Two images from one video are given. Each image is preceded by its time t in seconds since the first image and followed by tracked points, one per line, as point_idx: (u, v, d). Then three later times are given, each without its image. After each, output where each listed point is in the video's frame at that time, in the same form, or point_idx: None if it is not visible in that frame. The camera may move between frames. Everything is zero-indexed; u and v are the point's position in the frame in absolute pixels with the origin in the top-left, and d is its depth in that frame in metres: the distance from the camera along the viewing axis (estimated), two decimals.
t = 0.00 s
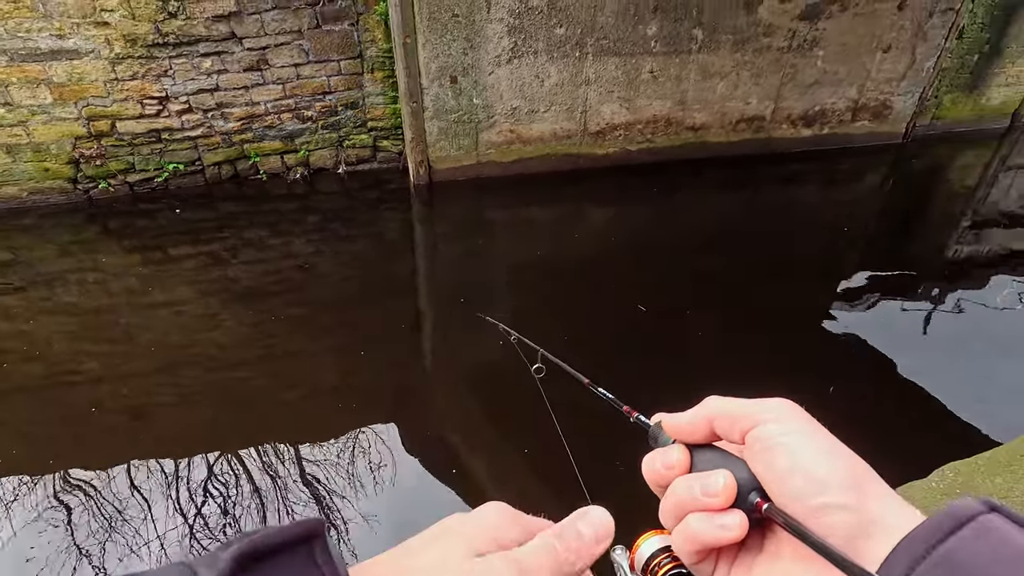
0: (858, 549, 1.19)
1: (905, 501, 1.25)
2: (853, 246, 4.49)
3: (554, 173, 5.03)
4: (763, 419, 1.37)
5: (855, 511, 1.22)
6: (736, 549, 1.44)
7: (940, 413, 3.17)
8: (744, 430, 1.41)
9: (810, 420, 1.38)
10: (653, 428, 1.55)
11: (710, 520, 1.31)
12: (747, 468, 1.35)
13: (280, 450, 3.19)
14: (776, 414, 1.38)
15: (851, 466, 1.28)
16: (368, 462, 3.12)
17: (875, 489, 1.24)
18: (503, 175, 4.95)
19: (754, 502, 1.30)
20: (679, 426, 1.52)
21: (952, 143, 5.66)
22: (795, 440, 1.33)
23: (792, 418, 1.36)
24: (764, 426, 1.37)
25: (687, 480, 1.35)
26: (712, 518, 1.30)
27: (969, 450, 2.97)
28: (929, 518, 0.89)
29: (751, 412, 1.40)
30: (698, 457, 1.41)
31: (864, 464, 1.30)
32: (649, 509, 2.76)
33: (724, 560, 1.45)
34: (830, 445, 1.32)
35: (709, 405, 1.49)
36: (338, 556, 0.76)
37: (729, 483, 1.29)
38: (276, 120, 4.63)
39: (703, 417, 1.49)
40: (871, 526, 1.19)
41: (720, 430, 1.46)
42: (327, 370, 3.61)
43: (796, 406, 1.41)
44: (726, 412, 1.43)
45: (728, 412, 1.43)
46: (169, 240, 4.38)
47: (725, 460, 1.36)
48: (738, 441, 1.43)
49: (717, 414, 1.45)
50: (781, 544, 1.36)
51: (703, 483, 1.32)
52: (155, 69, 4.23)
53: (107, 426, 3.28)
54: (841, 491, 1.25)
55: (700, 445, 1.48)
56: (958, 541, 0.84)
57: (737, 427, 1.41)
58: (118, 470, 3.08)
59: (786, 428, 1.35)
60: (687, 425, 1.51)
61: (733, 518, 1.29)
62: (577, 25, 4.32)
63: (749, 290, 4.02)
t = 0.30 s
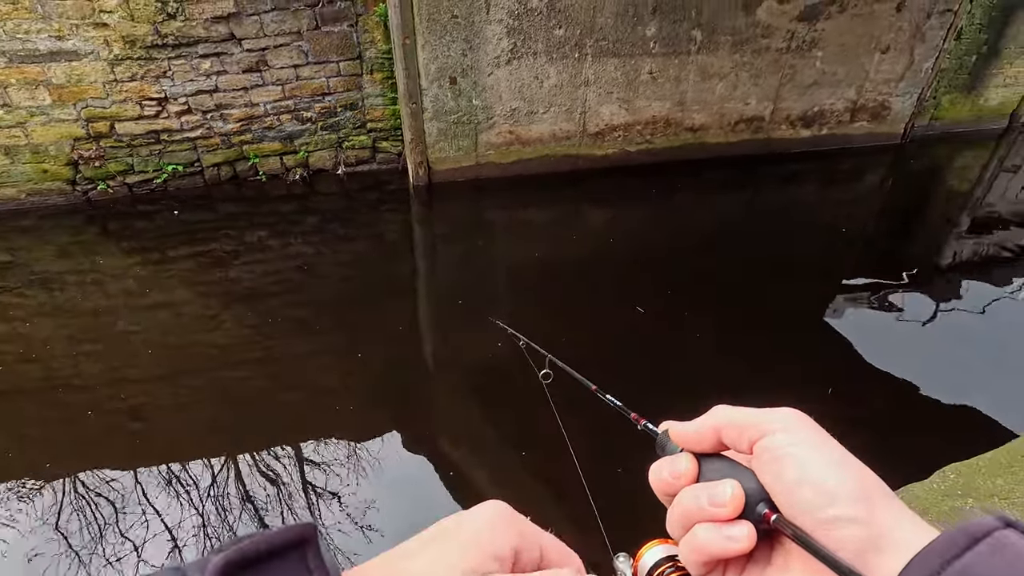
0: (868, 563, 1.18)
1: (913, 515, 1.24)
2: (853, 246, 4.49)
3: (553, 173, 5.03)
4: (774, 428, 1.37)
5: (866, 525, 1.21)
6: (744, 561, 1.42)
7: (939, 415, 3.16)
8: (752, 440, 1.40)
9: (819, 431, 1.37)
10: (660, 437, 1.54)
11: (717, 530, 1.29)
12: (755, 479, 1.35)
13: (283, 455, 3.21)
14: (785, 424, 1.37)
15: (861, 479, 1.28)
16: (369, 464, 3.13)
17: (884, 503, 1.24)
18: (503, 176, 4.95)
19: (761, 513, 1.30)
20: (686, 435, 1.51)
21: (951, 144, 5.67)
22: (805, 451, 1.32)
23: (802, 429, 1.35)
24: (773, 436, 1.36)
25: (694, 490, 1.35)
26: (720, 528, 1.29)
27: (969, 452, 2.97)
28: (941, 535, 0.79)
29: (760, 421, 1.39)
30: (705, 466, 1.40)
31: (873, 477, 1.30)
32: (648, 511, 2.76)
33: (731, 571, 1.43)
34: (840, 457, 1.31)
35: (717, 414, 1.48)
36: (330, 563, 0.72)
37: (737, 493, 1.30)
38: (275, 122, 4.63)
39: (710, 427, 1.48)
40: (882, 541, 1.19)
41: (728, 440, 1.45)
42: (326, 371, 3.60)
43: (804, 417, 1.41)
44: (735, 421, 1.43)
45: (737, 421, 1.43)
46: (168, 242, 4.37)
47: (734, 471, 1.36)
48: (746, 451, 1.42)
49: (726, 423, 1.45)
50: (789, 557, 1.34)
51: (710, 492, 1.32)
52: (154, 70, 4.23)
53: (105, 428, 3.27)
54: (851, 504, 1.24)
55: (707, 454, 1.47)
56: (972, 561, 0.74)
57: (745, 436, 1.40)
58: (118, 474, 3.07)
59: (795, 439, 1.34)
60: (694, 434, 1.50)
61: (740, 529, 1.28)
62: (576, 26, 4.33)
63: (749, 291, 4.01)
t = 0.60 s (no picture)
0: (876, 565, 1.20)
1: (924, 512, 1.23)
2: (856, 248, 4.49)
3: (555, 174, 5.03)
4: (782, 430, 1.35)
5: (873, 527, 1.21)
6: (751, 559, 1.43)
7: (943, 416, 3.15)
8: (762, 440, 1.39)
9: (827, 430, 1.35)
10: (672, 437, 1.54)
11: (722, 529, 1.29)
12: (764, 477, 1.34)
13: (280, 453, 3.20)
14: (793, 425, 1.35)
15: (870, 479, 1.26)
16: (370, 464, 3.13)
17: (894, 502, 1.23)
18: (505, 177, 4.95)
19: (768, 514, 1.28)
20: (697, 435, 1.50)
21: (953, 145, 5.67)
22: (813, 453, 1.30)
23: (810, 430, 1.33)
24: (781, 437, 1.35)
25: (703, 486, 1.33)
26: (725, 526, 1.29)
27: (973, 453, 2.96)
28: (954, 538, 0.80)
29: (768, 423, 1.37)
30: (716, 465, 1.40)
31: (883, 475, 1.28)
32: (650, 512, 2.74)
33: (738, 569, 1.44)
34: (849, 457, 1.30)
35: (728, 414, 1.47)
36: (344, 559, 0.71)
37: (745, 492, 1.28)
38: (278, 122, 4.64)
39: (722, 427, 1.47)
40: (890, 543, 1.19)
41: (739, 440, 1.45)
42: (328, 371, 3.60)
43: (815, 416, 1.39)
44: (745, 423, 1.42)
45: (747, 422, 1.42)
46: (171, 242, 4.38)
47: (744, 469, 1.35)
48: (757, 452, 1.42)
49: (737, 423, 1.44)
50: (797, 557, 1.35)
51: (719, 489, 1.30)
52: (158, 71, 4.23)
53: (107, 427, 3.27)
54: (859, 506, 1.24)
55: (717, 454, 1.47)
56: (985, 566, 0.75)
57: (754, 437, 1.40)
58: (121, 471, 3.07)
59: (805, 440, 1.32)
60: (705, 434, 1.49)
61: (747, 527, 1.28)
62: (579, 27, 4.32)
63: (751, 292, 4.01)
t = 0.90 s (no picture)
0: (858, 560, 1.18)
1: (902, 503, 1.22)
2: (861, 250, 4.47)
3: (560, 175, 5.03)
4: (753, 426, 1.36)
5: (851, 520, 1.20)
6: (728, 560, 1.42)
7: (944, 421, 3.14)
8: (734, 437, 1.39)
9: (800, 424, 1.36)
10: (642, 433, 1.56)
11: (700, 531, 1.29)
12: (737, 474, 1.34)
13: (286, 453, 3.21)
14: (763, 420, 1.36)
15: (844, 471, 1.25)
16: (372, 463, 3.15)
17: (870, 493, 1.22)
18: (510, 178, 4.95)
19: (744, 511, 1.28)
20: (667, 435, 1.50)
21: (960, 147, 5.64)
22: (786, 448, 1.30)
23: (782, 425, 1.34)
24: (753, 433, 1.35)
25: (680, 488, 1.33)
26: (703, 528, 1.29)
27: (977, 459, 2.95)
28: (926, 528, 0.79)
29: (738, 419, 1.38)
30: (691, 464, 1.40)
31: (858, 467, 1.27)
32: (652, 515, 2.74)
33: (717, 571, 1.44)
34: (822, 450, 1.29)
35: (697, 411, 1.48)
36: (338, 555, 0.73)
37: (722, 492, 1.28)
38: (284, 122, 4.65)
39: (691, 425, 1.48)
40: (869, 535, 1.18)
41: (709, 437, 1.45)
42: (331, 371, 3.61)
43: (784, 409, 1.40)
44: (715, 419, 1.42)
45: (716, 418, 1.43)
46: (176, 241, 4.39)
47: (717, 468, 1.35)
48: (730, 448, 1.43)
49: (706, 420, 1.45)
50: (776, 558, 1.34)
51: (695, 491, 1.30)
52: (164, 71, 4.25)
53: (112, 426, 3.29)
54: (836, 500, 1.23)
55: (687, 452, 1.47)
56: (959, 557, 0.75)
57: (726, 434, 1.40)
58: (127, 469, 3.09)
59: (775, 434, 1.33)
60: (673, 433, 1.50)
61: (725, 529, 1.27)
62: (585, 28, 4.32)
63: (756, 294, 4.00)
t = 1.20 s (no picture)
0: (843, 555, 1.14)
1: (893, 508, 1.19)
2: (869, 253, 4.45)
3: (566, 176, 5.02)
4: (750, 429, 1.36)
5: (840, 516, 1.17)
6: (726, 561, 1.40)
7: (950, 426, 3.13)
8: (733, 441, 1.38)
9: (798, 430, 1.35)
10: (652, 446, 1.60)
11: (696, 528, 1.29)
12: (734, 476, 1.34)
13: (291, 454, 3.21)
14: (761, 424, 1.36)
15: (837, 473, 1.24)
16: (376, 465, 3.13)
17: (861, 494, 1.20)
18: (516, 179, 4.95)
19: (741, 510, 1.28)
20: (672, 441, 1.55)
21: (968, 149, 5.61)
22: (781, 449, 1.29)
23: (778, 429, 1.33)
24: (750, 436, 1.35)
25: (679, 488, 1.33)
26: (699, 526, 1.29)
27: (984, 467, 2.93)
28: (912, 531, 0.78)
29: (737, 423, 1.38)
30: (693, 467, 1.41)
31: (852, 473, 1.26)
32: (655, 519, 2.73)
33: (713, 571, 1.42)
34: (818, 453, 1.28)
35: (701, 419, 1.49)
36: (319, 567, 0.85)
37: (720, 490, 1.28)
38: (290, 123, 4.66)
39: (696, 431, 1.49)
40: (856, 532, 1.15)
41: (712, 444, 1.45)
42: (336, 371, 3.62)
43: (786, 418, 1.39)
44: (715, 425, 1.43)
45: (718, 424, 1.42)
46: (182, 241, 4.41)
47: (717, 470, 1.36)
48: (730, 455, 1.40)
49: (709, 426, 1.45)
50: (770, 555, 1.34)
51: (694, 490, 1.30)
52: (172, 71, 4.27)
53: (117, 425, 3.30)
54: (826, 496, 1.20)
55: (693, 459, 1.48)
56: (947, 556, 0.73)
57: (724, 438, 1.40)
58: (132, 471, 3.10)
59: (771, 437, 1.32)
60: (681, 438, 1.52)
61: (720, 526, 1.27)
62: (591, 29, 4.31)
63: (761, 296, 3.99)
